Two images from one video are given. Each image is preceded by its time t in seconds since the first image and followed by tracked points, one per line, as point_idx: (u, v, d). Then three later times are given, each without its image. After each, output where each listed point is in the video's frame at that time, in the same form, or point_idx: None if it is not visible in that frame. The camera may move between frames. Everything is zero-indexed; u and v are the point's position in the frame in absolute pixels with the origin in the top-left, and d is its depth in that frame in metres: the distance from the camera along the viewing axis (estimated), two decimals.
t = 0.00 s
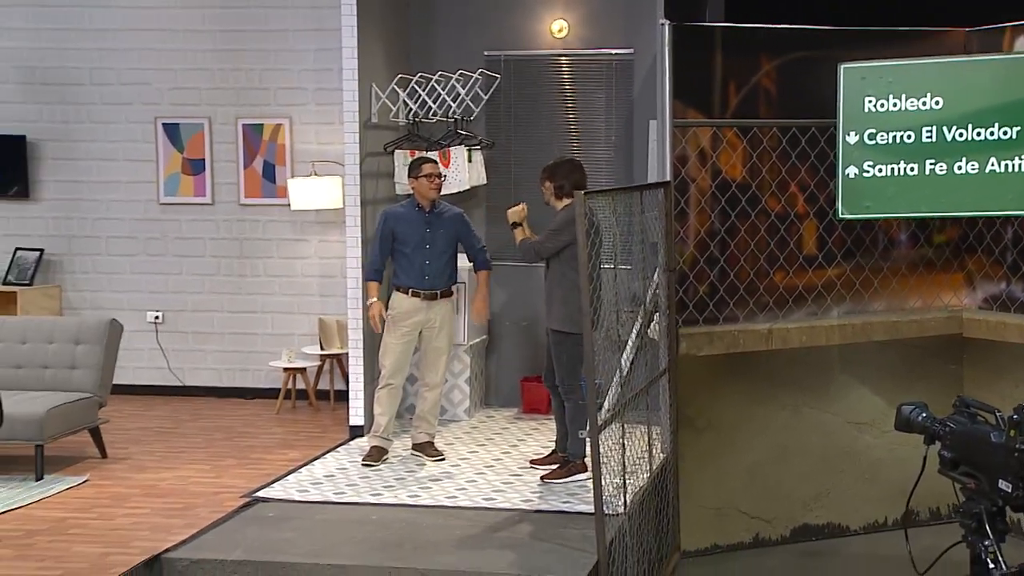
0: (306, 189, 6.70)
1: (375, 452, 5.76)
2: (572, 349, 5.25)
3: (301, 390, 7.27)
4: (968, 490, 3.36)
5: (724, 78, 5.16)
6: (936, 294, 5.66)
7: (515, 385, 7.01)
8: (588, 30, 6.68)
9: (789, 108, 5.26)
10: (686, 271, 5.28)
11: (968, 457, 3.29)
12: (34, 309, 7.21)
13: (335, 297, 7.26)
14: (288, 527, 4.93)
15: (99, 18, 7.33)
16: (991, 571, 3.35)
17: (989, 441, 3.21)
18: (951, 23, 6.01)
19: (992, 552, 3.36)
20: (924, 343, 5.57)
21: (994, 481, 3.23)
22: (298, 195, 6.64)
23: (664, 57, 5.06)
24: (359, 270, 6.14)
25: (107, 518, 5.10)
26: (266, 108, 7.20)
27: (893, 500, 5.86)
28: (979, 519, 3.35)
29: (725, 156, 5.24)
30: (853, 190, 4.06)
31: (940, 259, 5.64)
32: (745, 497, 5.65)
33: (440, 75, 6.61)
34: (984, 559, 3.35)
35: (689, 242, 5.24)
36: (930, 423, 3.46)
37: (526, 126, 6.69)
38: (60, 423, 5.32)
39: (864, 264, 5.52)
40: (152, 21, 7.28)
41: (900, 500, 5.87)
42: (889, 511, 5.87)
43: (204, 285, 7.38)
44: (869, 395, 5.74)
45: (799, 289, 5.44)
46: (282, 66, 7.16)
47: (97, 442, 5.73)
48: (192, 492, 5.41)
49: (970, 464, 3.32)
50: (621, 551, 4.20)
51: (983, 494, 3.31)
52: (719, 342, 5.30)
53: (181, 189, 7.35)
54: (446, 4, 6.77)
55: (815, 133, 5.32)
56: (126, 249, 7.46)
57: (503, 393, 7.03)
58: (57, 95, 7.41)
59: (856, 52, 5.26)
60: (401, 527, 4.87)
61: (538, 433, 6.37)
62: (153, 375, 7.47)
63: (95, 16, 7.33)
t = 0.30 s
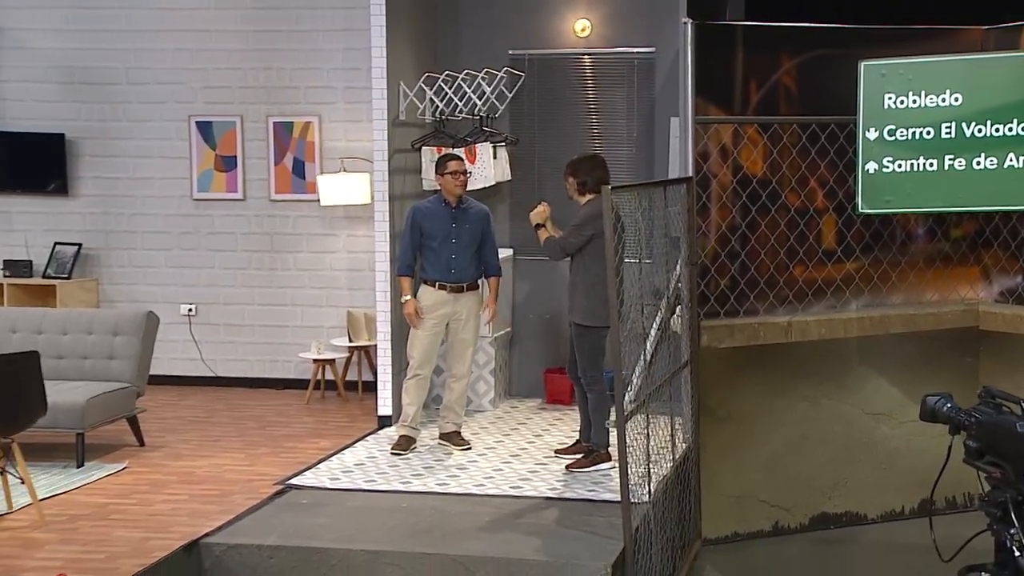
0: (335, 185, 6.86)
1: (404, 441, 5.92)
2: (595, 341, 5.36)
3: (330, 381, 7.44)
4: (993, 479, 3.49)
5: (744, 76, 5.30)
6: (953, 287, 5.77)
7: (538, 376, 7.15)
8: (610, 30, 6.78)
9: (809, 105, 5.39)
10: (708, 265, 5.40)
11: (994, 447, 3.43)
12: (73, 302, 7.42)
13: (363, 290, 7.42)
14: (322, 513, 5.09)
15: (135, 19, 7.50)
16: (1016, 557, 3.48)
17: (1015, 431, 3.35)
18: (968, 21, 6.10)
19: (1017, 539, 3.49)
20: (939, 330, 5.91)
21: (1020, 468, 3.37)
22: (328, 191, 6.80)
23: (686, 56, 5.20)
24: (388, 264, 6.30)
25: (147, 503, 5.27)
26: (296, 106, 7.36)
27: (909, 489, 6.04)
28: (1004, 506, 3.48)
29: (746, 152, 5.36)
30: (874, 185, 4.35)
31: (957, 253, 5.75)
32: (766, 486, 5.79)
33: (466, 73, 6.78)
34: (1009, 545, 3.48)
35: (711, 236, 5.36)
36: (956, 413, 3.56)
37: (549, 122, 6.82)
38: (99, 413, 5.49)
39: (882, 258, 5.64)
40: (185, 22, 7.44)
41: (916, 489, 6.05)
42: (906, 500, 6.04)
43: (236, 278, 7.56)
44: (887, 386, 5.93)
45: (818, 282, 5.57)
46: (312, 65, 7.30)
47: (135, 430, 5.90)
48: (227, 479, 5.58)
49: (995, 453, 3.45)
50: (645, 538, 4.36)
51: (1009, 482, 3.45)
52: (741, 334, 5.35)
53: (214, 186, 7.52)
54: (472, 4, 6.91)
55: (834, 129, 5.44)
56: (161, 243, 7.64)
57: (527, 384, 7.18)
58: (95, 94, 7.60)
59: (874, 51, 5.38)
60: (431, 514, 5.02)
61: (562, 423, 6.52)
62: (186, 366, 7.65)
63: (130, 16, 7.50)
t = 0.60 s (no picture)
0: (362, 181, 7.00)
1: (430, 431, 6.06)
2: (618, 335, 5.47)
3: (357, 373, 7.60)
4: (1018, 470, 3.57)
5: (765, 74, 5.41)
6: (969, 282, 5.88)
7: (560, 369, 7.29)
8: (632, 29, 6.91)
9: (828, 103, 5.50)
10: (729, 259, 5.52)
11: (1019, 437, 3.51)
12: (108, 295, 7.60)
13: (390, 284, 7.57)
14: (353, 501, 5.24)
15: (168, 19, 7.66)
16: None
17: None
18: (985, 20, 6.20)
19: None
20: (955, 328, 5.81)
21: None
22: (356, 187, 6.95)
23: (708, 54, 5.32)
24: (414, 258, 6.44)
25: (183, 490, 5.42)
26: (324, 104, 7.50)
27: (926, 480, 6.16)
28: None
29: (766, 149, 5.48)
30: (892, 183, 3.95)
31: (973, 248, 5.85)
32: (786, 477, 5.92)
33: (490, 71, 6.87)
34: None
35: (732, 231, 5.49)
36: (981, 404, 3.66)
37: (571, 119, 6.95)
38: (137, 402, 5.64)
39: (900, 252, 5.75)
40: (217, 22, 7.60)
41: (933, 480, 6.17)
42: (923, 490, 6.16)
43: (265, 272, 7.72)
44: (905, 379, 6.06)
45: (837, 277, 5.68)
46: (340, 65, 7.45)
47: (170, 420, 6.06)
48: (260, 467, 5.73)
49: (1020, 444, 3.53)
50: (669, 526, 4.49)
51: None
52: (760, 327, 5.51)
53: (244, 182, 7.68)
54: (497, 5, 7.04)
55: (853, 126, 5.55)
56: (192, 238, 7.82)
57: (550, 376, 7.32)
58: (129, 94, 7.78)
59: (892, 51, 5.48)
60: (459, 503, 5.16)
61: (584, 414, 6.66)
62: (217, 357, 7.82)
63: (163, 17, 7.67)
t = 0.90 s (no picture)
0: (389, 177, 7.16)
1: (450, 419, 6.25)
2: (638, 328, 5.59)
3: (383, 365, 7.76)
4: None
5: (785, 72, 5.53)
6: (985, 276, 5.99)
7: (582, 361, 7.42)
8: (653, 28, 7.03)
9: (846, 100, 5.62)
10: (748, 253, 5.66)
11: None
12: (142, 289, 7.79)
13: (415, 278, 7.72)
14: (383, 490, 5.37)
15: (199, 20, 7.82)
16: None
17: None
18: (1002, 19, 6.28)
19: None
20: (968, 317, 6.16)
21: None
22: (383, 183, 7.11)
23: (728, 52, 5.45)
24: (439, 252, 6.58)
25: (217, 479, 5.56)
26: (351, 103, 7.64)
27: (942, 471, 6.29)
28: None
29: (785, 145, 5.60)
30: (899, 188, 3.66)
31: (988, 243, 5.97)
32: (803, 467, 6.05)
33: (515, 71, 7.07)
34: None
35: (751, 226, 5.62)
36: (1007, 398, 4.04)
37: (592, 117, 7.08)
38: (172, 392, 5.78)
39: (917, 247, 5.87)
40: (247, 23, 7.75)
41: (948, 471, 6.29)
42: (939, 481, 6.29)
43: (293, 267, 7.88)
44: (921, 371, 6.19)
45: (854, 271, 5.80)
46: (367, 64, 7.59)
47: (203, 410, 6.22)
48: (291, 456, 5.88)
49: None
50: (692, 515, 4.62)
51: None
52: (779, 320, 5.62)
53: (273, 178, 7.84)
54: (521, 5, 7.17)
55: (870, 124, 5.67)
56: (223, 234, 7.99)
57: (572, 368, 7.46)
58: (163, 94, 7.95)
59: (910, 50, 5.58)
60: (485, 492, 5.29)
61: (606, 406, 6.79)
62: (247, 350, 8.00)
63: (195, 19, 7.83)
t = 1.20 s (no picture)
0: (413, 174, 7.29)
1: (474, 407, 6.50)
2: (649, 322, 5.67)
3: (407, 357, 7.92)
4: None
5: (803, 70, 5.65)
6: (999, 270, 6.10)
7: (601, 354, 7.55)
8: (672, 27, 7.14)
9: (864, 98, 5.74)
10: (767, 248, 5.78)
11: None
12: (174, 283, 7.97)
13: (438, 273, 7.86)
14: (411, 479, 5.50)
15: (228, 21, 7.98)
16: None
17: None
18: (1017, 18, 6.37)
19: None
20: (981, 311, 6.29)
21: None
22: (407, 179, 7.25)
23: (749, 50, 5.56)
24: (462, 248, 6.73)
25: (249, 468, 5.70)
26: (376, 101, 7.79)
27: (956, 462, 6.41)
28: None
29: (804, 142, 5.72)
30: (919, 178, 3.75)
31: (1002, 238, 6.08)
32: (820, 459, 6.18)
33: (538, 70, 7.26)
34: None
35: (770, 222, 5.75)
36: None
37: (612, 114, 7.21)
38: (204, 383, 5.92)
39: (932, 242, 5.99)
40: (276, 24, 7.90)
41: (962, 462, 6.42)
42: (953, 472, 6.41)
43: (320, 262, 8.04)
44: (936, 364, 6.31)
45: (871, 266, 5.92)
46: (392, 63, 7.73)
47: (234, 401, 6.37)
48: (320, 446, 6.02)
49: None
50: (713, 505, 4.75)
51: None
52: (797, 314, 5.75)
53: (300, 175, 8.00)
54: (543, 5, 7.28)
55: (887, 121, 5.79)
56: (251, 229, 8.15)
57: (592, 361, 7.59)
58: (193, 93, 8.12)
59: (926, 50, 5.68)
60: (511, 481, 5.41)
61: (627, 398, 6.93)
62: (274, 342, 8.17)
63: (225, 20, 7.98)
